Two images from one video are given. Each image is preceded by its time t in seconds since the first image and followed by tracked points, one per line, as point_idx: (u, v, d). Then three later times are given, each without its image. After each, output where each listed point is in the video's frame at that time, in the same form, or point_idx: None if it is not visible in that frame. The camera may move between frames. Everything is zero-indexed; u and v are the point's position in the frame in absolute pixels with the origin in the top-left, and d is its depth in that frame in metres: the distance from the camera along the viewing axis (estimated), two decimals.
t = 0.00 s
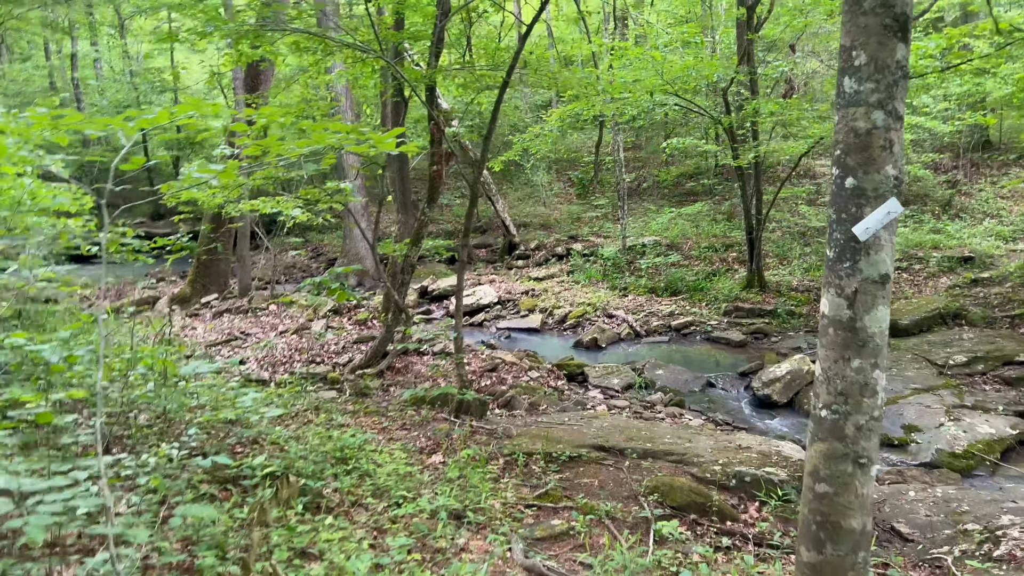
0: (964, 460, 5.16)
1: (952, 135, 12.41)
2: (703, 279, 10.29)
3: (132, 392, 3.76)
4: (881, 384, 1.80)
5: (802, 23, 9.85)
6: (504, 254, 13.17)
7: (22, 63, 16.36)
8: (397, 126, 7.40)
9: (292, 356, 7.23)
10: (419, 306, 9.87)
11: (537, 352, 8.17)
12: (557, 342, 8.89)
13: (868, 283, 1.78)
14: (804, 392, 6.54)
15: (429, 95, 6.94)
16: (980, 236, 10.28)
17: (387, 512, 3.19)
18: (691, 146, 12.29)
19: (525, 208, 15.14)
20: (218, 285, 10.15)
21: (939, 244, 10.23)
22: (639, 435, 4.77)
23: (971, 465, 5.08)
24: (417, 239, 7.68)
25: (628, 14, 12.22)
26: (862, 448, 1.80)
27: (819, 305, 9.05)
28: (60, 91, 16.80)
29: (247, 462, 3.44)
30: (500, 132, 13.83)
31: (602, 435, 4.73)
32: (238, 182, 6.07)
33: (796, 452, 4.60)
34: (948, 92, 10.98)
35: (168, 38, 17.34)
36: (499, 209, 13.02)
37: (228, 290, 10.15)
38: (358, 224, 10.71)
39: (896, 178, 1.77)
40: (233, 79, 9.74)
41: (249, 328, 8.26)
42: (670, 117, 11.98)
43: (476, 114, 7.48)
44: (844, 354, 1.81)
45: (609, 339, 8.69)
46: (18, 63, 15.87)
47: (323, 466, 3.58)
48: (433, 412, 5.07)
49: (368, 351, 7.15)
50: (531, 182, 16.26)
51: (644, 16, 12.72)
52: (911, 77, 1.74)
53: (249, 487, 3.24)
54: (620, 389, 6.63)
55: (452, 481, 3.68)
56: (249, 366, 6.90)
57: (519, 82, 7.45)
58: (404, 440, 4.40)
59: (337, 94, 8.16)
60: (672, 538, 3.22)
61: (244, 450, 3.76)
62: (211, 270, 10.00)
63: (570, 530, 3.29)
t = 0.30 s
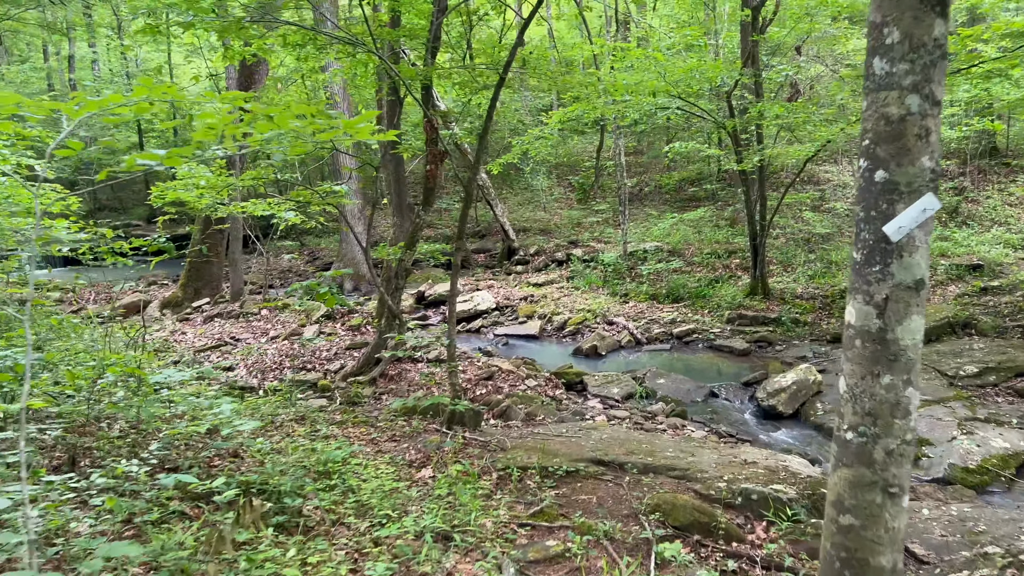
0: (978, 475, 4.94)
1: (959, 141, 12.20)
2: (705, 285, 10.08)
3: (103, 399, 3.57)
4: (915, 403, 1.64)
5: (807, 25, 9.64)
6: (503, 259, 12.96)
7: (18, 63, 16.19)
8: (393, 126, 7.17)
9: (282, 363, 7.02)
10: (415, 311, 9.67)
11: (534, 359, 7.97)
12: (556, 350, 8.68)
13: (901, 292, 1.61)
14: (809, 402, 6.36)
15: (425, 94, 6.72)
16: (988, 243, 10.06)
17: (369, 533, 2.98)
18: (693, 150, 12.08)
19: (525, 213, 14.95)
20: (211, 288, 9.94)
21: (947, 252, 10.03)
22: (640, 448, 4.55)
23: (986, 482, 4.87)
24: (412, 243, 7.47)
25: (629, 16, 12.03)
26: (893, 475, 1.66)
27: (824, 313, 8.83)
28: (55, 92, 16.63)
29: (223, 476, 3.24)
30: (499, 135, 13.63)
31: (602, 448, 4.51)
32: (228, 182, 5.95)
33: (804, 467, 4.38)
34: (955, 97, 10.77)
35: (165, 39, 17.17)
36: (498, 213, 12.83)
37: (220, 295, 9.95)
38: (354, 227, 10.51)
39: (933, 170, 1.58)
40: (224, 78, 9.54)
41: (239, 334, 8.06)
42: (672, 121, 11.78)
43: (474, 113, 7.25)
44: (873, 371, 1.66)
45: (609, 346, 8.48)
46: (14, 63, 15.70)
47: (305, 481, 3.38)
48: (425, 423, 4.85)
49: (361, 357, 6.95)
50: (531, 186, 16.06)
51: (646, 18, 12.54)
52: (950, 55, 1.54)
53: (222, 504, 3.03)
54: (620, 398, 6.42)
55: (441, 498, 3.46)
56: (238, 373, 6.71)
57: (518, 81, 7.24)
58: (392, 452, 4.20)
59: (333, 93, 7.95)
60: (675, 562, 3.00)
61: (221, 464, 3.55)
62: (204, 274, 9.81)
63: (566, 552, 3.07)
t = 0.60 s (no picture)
0: (1001, 490, 4.70)
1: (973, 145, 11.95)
2: (714, 291, 9.84)
3: (80, 403, 3.39)
4: (965, 417, 1.54)
5: (821, 24, 9.38)
6: (507, 263, 12.75)
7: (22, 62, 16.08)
8: (394, 126, 6.97)
9: (278, 368, 6.83)
10: (417, 315, 9.47)
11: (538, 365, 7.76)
12: (560, 356, 8.47)
13: (952, 289, 1.52)
14: (822, 412, 6.14)
15: (427, 92, 6.51)
16: (1004, 250, 9.79)
17: (354, 552, 2.77)
18: (702, 154, 11.84)
19: (530, 217, 14.74)
20: (209, 291, 9.76)
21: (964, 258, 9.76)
22: (648, 461, 4.32)
23: (1009, 497, 4.63)
24: (413, 246, 7.27)
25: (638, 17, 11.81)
26: (940, 501, 1.56)
27: (836, 320, 8.59)
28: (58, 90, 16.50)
29: (203, 488, 3.04)
30: (506, 137, 13.42)
31: (607, 460, 4.29)
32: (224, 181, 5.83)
33: (820, 482, 4.15)
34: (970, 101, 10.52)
35: (170, 38, 17.04)
36: (503, 217, 12.62)
37: (217, 297, 9.78)
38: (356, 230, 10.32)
39: (989, 147, 1.49)
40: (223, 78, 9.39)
41: (235, 337, 7.88)
42: (681, 123, 11.53)
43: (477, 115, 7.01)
44: (919, 382, 1.56)
45: (614, 353, 8.25)
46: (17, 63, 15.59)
47: (291, 494, 3.18)
48: (421, 431, 4.64)
49: (358, 362, 6.75)
50: (536, 190, 15.85)
51: (654, 19, 12.30)
52: (1008, 17, 1.46)
53: (198, 520, 2.82)
54: (626, 406, 6.20)
55: (435, 512, 3.25)
56: (233, 378, 6.53)
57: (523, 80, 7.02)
58: (385, 462, 3.99)
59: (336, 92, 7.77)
60: None
61: (202, 475, 3.34)
62: (201, 275, 9.67)
63: (568, 573, 2.85)
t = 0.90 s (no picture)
0: None
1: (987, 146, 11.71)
2: (723, 294, 9.62)
3: (55, 408, 3.21)
4: None
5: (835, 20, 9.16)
6: (512, 264, 12.56)
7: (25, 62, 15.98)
8: (396, 122, 6.79)
9: (275, 369, 6.66)
10: (419, 317, 9.29)
11: (542, 369, 7.56)
12: (565, 359, 8.27)
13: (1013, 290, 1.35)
14: (835, 420, 5.93)
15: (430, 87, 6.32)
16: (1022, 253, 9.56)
17: (342, 570, 2.58)
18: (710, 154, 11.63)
19: (535, 218, 14.55)
20: (207, 291, 9.61)
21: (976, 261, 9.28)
22: (656, 470, 4.12)
23: None
24: (415, 245, 7.09)
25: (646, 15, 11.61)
26: (1003, 534, 1.39)
27: (848, 324, 8.37)
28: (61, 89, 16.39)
29: (184, 499, 2.86)
30: (511, 137, 13.23)
31: (613, 469, 4.09)
32: (220, 176, 5.69)
33: (836, 494, 3.95)
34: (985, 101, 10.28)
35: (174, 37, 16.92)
36: (507, 217, 12.43)
37: (216, 297, 9.64)
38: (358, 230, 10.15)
39: None
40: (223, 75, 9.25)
41: (233, 338, 7.71)
42: (690, 123, 11.33)
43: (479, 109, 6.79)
44: (980, 397, 1.39)
45: (620, 356, 8.05)
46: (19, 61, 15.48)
47: (277, 505, 2.99)
48: (419, 436, 4.45)
49: (357, 364, 6.57)
50: (542, 191, 15.66)
51: (662, 18, 12.11)
52: None
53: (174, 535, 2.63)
54: (632, 412, 6.00)
55: (430, 525, 3.06)
56: (228, 379, 6.36)
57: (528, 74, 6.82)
58: (380, 471, 3.81)
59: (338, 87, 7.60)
60: None
61: (184, 485, 3.16)
62: (200, 275, 9.53)
63: None
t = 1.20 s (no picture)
0: None
1: (1003, 148, 11.47)
2: (732, 297, 9.41)
3: (25, 417, 3.01)
4: None
5: (849, 18, 8.94)
6: (517, 267, 12.36)
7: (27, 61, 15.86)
8: (398, 120, 6.61)
9: (272, 373, 6.47)
10: (422, 320, 9.10)
11: (546, 374, 7.36)
12: (571, 364, 8.07)
13: None
14: (851, 429, 5.71)
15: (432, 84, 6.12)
16: None
17: None
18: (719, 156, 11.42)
19: (540, 219, 14.36)
20: (206, 292, 9.44)
21: (993, 265, 8.96)
22: (666, 482, 3.92)
23: None
24: (416, 246, 6.90)
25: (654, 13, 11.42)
26: None
27: (862, 329, 8.15)
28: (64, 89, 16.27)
29: (162, 513, 2.68)
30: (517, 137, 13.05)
31: (621, 481, 3.88)
32: (215, 174, 5.51)
33: (856, 510, 3.74)
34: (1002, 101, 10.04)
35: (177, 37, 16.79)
36: (512, 219, 12.23)
37: (216, 298, 9.48)
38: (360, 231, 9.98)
39: None
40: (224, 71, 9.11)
41: (231, 341, 7.53)
42: (699, 123, 11.12)
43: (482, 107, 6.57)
44: None
45: (627, 361, 7.84)
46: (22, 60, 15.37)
47: (262, 520, 2.80)
48: (417, 446, 4.25)
49: (356, 369, 6.37)
50: (548, 193, 15.47)
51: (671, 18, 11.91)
52: None
53: (147, 555, 2.43)
54: (640, 419, 5.79)
55: (426, 543, 2.86)
56: (223, 383, 6.17)
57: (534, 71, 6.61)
58: (376, 482, 3.61)
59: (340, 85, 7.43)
60: None
61: (163, 499, 2.96)
62: (199, 275, 9.38)
63: None
